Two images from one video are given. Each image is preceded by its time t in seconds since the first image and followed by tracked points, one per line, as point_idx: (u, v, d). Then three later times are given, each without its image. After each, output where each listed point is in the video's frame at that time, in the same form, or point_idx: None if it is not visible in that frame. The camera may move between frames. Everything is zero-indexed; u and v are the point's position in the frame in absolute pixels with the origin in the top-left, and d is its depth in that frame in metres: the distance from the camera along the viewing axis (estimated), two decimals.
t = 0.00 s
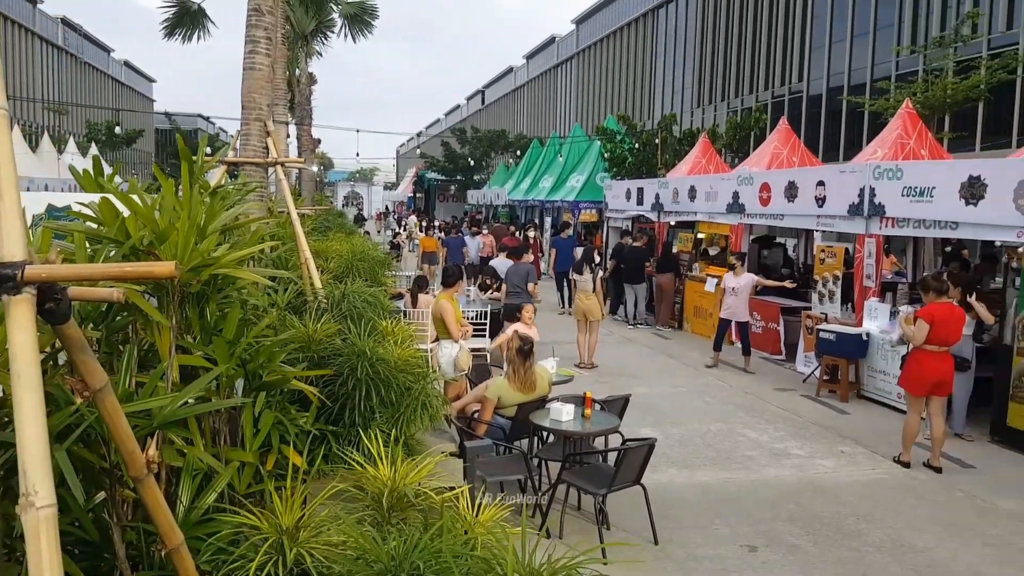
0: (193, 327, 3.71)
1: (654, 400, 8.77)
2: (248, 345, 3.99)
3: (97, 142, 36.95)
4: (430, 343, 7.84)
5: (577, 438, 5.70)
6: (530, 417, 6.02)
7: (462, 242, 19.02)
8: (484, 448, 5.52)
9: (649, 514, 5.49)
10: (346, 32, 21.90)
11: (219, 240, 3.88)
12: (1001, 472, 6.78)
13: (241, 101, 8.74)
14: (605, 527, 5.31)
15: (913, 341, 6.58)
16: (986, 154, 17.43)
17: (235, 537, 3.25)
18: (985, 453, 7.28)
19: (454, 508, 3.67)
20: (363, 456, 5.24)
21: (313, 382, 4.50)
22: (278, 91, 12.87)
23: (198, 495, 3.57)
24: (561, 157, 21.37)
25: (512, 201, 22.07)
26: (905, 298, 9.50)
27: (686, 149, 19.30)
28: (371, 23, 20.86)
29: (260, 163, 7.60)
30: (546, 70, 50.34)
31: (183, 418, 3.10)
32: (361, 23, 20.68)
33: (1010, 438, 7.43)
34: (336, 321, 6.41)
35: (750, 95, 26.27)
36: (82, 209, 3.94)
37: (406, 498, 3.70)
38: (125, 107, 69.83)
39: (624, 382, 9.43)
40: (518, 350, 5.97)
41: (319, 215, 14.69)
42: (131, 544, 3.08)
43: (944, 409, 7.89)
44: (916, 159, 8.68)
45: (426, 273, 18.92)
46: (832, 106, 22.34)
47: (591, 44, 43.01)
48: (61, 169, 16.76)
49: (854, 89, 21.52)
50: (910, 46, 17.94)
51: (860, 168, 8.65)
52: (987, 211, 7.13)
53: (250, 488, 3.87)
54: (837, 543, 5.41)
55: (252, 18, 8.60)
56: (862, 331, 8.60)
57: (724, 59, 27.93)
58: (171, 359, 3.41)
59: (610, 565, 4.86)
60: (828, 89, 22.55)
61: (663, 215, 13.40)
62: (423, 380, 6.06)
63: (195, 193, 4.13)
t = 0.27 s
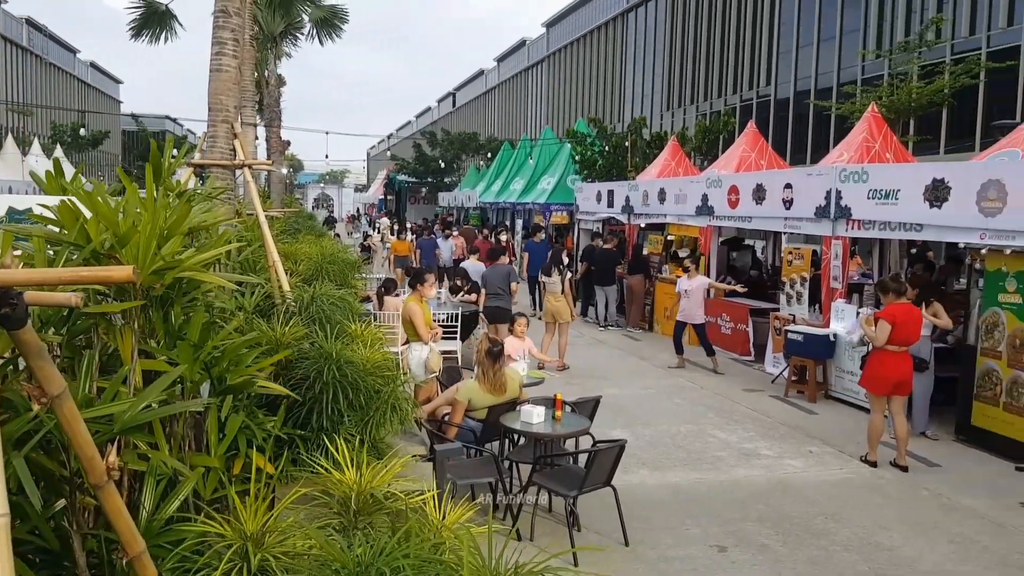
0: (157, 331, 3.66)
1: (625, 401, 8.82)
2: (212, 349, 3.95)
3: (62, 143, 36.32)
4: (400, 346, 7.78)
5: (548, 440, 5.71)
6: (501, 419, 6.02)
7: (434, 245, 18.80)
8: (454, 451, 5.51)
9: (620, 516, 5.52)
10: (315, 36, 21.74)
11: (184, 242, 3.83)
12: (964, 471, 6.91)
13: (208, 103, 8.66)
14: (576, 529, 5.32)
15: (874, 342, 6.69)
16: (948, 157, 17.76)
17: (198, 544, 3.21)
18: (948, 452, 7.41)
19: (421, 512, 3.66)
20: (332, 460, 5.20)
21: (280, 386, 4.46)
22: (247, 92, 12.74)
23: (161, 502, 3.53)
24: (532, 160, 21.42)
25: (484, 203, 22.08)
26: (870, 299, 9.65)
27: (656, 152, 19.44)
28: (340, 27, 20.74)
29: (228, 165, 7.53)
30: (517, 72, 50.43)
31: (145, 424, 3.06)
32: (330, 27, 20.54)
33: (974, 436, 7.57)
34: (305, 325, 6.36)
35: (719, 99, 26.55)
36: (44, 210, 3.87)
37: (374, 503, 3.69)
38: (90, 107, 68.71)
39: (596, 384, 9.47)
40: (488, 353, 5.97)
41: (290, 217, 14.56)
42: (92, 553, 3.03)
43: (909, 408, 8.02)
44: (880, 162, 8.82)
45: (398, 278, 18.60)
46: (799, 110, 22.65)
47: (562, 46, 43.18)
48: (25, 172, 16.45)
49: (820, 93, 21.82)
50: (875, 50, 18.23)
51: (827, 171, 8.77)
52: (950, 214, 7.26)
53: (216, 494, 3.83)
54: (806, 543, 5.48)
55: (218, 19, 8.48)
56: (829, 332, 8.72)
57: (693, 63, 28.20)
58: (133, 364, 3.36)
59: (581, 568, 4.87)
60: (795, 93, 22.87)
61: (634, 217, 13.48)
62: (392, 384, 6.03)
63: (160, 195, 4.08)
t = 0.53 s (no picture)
0: (117, 335, 3.61)
1: (596, 402, 8.85)
2: (175, 353, 3.89)
3: (26, 144, 35.66)
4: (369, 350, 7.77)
5: (518, 442, 5.71)
6: (472, 422, 6.01)
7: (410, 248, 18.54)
8: (423, 455, 5.48)
9: (590, 517, 5.53)
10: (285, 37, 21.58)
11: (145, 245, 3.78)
12: (928, 469, 7.02)
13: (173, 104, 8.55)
14: (545, 531, 5.32)
15: (834, 343, 6.80)
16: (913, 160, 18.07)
17: (158, 551, 3.17)
18: (913, 450, 7.52)
19: (387, 516, 3.63)
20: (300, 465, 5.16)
21: (245, 390, 4.41)
22: (215, 93, 12.61)
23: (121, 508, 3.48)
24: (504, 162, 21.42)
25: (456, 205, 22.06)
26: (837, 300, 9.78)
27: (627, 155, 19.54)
28: (311, 29, 20.61)
29: (195, 167, 7.44)
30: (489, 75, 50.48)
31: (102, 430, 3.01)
32: (300, 28, 20.40)
33: (938, 435, 7.69)
34: (272, 328, 6.30)
35: (689, 103, 26.77)
36: None
37: (340, 507, 3.67)
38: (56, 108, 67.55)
39: (567, 385, 9.49)
40: (458, 355, 5.96)
41: (259, 219, 14.42)
42: (48, 561, 2.98)
43: (873, 407, 8.13)
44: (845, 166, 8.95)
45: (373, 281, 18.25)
46: (768, 113, 22.90)
47: (534, 50, 43.29)
48: None
49: (788, 97, 22.08)
50: (841, 55, 18.50)
51: (793, 174, 8.88)
52: (913, 216, 7.38)
53: (178, 500, 3.79)
54: (774, 542, 5.52)
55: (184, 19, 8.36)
56: (796, 333, 8.82)
57: (664, 67, 28.42)
58: (92, 369, 3.31)
59: (549, 570, 4.87)
60: (764, 97, 23.12)
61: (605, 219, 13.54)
62: (362, 387, 5.99)
63: (122, 198, 4.03)
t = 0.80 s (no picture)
0: (75, 340, 3.56)
1: (568, 404, 8.86)
2: (136, 358, 3.84)
3: None
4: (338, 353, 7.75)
5: (490, 445, 5.70)
6: (443, 424, 6.00)
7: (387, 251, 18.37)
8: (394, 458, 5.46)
9: (561, 518, 5.53)
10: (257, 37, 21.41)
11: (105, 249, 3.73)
12: (894, 467, 7.11)
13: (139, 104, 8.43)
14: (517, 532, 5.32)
15: (799, 344, 6.88)
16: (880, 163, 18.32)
17: (117, 559, 3.13)
18: (880, 449, 7.62)
19: (353, 520, 3.61)
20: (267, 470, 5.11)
21: (210, 395, 4.36)
22: (183, 94, 12.46)
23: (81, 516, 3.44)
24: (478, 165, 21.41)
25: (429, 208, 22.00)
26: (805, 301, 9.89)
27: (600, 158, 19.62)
28: (283, 29, 20.46)
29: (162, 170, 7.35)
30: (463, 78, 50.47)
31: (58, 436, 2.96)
32: (272, 28, 20.25)
33: (903, 433, 7.80)
34: (240, 332, 6.24)
35: (660, 106, 26.95)
36: None
37: (305, 512, 3.64)
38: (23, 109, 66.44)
39: (540, 387, 9.49)
40: (429, 358, 5.95)
41: (230, 222, 14.27)
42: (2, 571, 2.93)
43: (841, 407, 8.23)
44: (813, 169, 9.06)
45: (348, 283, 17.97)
46: (738, 117, 23.12)
47: (507, 53, 43.35)
48: None
49: (758, 101, 22.26)
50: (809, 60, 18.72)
51: (762, 177, 8.98)
52: (879, 218, 7.50)
53: (140, 508, 3.74)
54: (743, 541, 5.56)
55: (150, 19, 8.24)
56: (765, 334, 8.91)
57: (636, 71, 28.61)
58: (49, 374, 3.26)
59: (519, 570, 4.87)
60: (734, 101, 23.32)
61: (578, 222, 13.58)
62: (331, 391, 5.95)
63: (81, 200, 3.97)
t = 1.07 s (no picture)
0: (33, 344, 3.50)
1: (542, 406, 8.86)
2: (97, 361, 3.79)
3: None
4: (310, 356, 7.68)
5: (463, 447, 5.69)
6: (417, 427, 5.99)
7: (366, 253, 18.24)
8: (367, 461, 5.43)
9: (534, 521, 5.53)
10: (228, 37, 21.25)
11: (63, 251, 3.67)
12: (864, 467, 7.20)
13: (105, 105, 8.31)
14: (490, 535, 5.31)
15: (769, 346, 6.95)
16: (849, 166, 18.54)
17: (77, 567, 3.09)
18: (850, 449, 7.71)
19: (319, 525, 3.58)
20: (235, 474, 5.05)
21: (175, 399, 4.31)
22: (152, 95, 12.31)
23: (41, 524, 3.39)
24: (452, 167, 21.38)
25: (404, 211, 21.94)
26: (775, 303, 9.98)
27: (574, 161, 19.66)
28: (255, 30, 20.32)
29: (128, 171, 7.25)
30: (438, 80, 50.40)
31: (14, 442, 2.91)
32: (244, 29, 20.10)
33: (872, 434, 7.89)
34: (209, 335, 6.18)
35: (634, 110, 27.07)
36: None
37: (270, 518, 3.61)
38: None
39: (514, 389, 9.49)
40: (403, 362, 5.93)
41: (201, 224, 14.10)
42: None
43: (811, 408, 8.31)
44: (782, 172, 9.16)
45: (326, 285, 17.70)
46: (710, 120, 23.27)
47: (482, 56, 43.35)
48: None
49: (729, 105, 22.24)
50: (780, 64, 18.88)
51: (733, 180, 9.05)
52: (847, 221, 7.59)
53: (103, 514, 3.70)
54: (714, 541, 5.60)
55: (116, 19, 8.13)
56: (737, 336, 8.98)
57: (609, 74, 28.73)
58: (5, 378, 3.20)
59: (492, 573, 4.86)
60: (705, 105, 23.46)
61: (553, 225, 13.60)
62: (302, 394, 5.90)
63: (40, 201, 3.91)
